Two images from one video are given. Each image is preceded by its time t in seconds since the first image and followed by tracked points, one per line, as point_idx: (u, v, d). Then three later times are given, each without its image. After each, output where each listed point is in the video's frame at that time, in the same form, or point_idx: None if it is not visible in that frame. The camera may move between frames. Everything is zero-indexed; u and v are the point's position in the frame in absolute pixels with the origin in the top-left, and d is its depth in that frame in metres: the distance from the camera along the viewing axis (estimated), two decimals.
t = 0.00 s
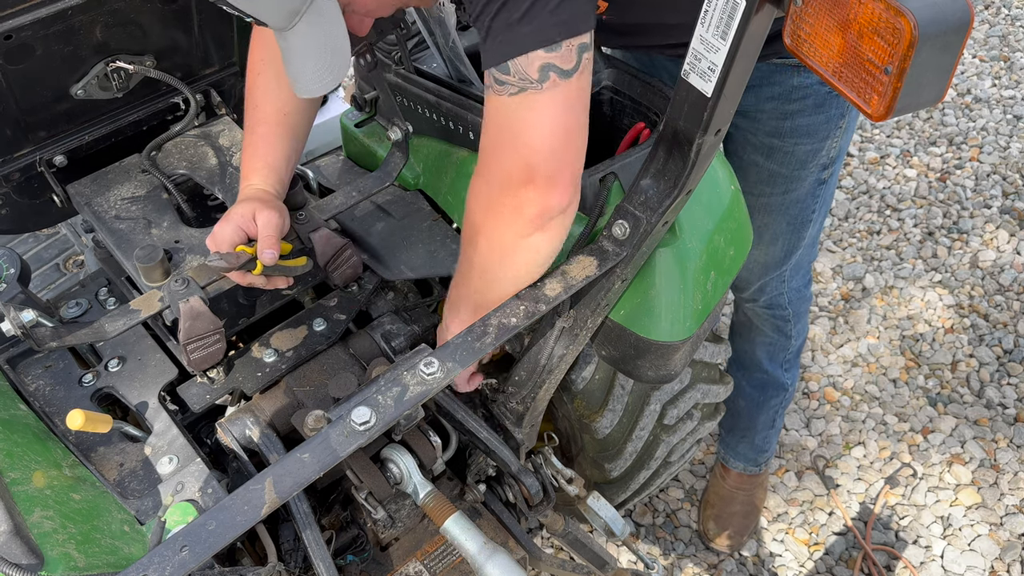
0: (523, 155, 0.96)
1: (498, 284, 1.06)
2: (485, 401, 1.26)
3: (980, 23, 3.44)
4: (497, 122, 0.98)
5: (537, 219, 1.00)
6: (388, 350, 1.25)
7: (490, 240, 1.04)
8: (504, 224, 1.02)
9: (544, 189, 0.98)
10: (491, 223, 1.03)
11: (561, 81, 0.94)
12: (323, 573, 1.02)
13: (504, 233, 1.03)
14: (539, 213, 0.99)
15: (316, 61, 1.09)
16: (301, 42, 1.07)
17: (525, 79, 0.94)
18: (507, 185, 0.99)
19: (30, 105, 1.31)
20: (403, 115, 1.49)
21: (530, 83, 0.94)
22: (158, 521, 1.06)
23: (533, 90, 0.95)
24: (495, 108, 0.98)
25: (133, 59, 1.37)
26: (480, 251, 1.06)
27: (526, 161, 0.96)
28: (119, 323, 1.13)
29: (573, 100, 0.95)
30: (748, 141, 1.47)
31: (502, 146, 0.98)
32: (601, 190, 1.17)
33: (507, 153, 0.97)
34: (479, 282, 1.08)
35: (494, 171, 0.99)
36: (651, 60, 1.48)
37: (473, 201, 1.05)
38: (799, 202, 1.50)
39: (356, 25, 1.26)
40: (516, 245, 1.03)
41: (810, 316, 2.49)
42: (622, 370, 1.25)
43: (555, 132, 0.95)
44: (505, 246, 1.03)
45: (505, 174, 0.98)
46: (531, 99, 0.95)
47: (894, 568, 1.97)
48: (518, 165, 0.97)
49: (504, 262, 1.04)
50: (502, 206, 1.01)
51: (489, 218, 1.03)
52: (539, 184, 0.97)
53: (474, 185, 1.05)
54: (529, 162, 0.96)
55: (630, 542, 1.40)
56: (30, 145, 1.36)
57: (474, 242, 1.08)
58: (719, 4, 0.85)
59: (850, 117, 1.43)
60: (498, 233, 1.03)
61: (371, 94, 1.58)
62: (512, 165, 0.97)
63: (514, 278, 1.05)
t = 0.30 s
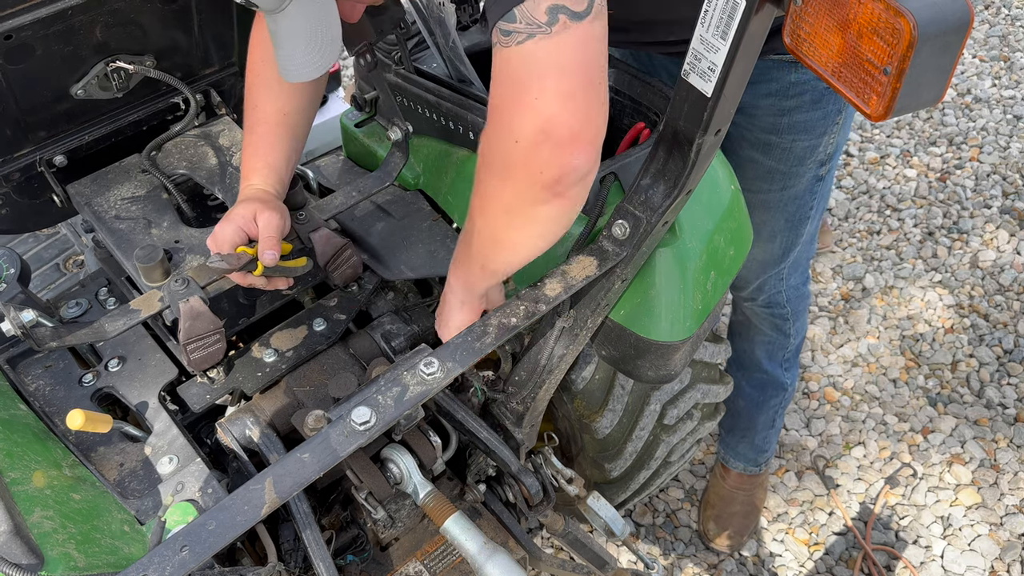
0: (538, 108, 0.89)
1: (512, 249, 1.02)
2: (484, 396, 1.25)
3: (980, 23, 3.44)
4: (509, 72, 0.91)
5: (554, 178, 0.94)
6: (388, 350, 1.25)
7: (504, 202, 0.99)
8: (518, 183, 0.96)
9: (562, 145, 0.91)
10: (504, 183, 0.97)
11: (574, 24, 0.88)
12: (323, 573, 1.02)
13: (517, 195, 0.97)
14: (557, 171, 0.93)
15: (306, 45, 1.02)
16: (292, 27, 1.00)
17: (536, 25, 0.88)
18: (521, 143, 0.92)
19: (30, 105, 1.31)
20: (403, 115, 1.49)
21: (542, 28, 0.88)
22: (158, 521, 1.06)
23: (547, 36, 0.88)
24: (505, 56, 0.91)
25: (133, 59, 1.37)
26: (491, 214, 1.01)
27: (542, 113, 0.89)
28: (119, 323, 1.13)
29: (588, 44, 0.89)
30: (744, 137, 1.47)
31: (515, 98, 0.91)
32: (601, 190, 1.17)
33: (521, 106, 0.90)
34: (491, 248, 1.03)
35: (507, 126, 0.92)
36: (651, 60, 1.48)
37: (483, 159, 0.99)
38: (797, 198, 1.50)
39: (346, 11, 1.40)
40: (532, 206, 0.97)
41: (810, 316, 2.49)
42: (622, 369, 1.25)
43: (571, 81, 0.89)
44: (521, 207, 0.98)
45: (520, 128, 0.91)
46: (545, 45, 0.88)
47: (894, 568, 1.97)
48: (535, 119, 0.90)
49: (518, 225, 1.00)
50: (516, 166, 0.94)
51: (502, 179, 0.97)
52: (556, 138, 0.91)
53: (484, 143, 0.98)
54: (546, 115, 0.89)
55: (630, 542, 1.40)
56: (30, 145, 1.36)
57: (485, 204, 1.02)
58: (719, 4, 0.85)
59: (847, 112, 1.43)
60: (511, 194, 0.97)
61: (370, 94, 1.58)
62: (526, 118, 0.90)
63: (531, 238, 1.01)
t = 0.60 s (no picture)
0: (556, 96, 0.89)
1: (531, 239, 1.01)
2: (483, 394, 1.26)
3: (980, 23, 3.44)
4: (523, 63, 0.91)
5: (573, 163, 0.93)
6: (388, 350, 1.25)
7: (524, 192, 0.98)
8: (539, 171, 0.95)
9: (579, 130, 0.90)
10: (523, 175, 0.96)
11: (587, 11, 0.88)
12: (323, 573, 1.02)
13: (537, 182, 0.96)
14: (577, 160, 0.93)
15: (305, 37, 1.01)
16: (290, 20, 1.00)
17: (548, 12, 0.88)
18: (538, 130, 0.92)
19: (30, 105, 1.31)
20: (403, 115, 1.49)
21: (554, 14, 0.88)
22: (158, 521, 1.06)
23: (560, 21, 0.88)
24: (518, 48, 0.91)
25: (134, 59, 1.37)
26: (512, 207, 1.00)
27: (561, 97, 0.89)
28: (118, 323, 1.13)
29: (601, 31, 0.89)
30: (743, 137, 1.47)
31: (531, 86, 0.90)
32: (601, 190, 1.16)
33: (537, 92, 0.90)
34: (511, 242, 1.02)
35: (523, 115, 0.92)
36: (651, 59, 1.48)
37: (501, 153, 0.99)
38: (795, 197, 1.50)
39: (344, 9, 1.44)
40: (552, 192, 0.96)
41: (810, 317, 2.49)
42: (621, 370, 1.25)
43: (588, 63, 0.89)
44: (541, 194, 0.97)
45: (537, 114, 0.91)
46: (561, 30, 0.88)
47: (894, 568, 1.97)
48: (553, 102, 0.89)
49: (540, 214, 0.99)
50: (535, 155, 0.93)
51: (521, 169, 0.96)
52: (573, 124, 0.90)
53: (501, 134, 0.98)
54: (560, 99, 0.89)
55: (630, 542, 1.40)
56: (30, 145, 1.36)
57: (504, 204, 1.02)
58: (719, 4, 0.85)
59: (845, 111, 1.42)
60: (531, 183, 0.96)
61: (370, 94, 1.58)
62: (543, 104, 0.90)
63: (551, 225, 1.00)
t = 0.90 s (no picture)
0: (577, 81, 0.89)
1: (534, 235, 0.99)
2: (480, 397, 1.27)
3: (980, 23, 3.44)
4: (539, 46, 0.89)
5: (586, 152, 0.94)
6: (388, 350, 1.25)
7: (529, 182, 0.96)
8: (548, 159, 0.94)
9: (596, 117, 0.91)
10: (530, 162, 0.95)
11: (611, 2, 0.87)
12: (323, 573, 1.02)
13: (546, 173, 0.95)
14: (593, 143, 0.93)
15: None
16: None
17: (576, 2, 0.86)
18: (553, 117, 0.91)
19: (30, 105, 1.31)
20: (403, 114, 1.49)
21: (581, 5, 0.86)
22: (158, 521, 1.06)
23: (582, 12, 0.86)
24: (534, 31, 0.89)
25: (133, 58, 1.37)
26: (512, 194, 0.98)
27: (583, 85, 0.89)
28: (118, 322, 1.13)
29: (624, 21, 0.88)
30: (749, 128, 1.47)
31: (549, 72, 0.89)
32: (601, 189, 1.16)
33: (558, 79, 0.89)
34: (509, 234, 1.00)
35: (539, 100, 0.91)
36: (652, 58, 1.48)
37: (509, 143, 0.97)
38: (800, 189, 1.50)
39: None
40: (560, 186, 0.95)
41: (810, 316, 2.50)
42: (621, 370, 1.25)
43: (609, 55, 0.88)
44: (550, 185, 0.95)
45: (554, 102, 0.90)
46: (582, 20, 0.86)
47: (894, 568, 1.97)
48: (574, 90, 0.89)
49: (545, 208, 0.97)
50: (552, 142, 0.93)
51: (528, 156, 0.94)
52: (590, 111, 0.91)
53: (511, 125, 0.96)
54: (582, 88, 0.89)
55: (630, 542, 1.40)
56: (29, 145, 1.36)
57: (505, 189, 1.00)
58: (719, 4, 0.85)
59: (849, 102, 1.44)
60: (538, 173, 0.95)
61: (370, 94, 1.58)
62: (562, 91, 0.89)
63: (554, 221, 0.98)
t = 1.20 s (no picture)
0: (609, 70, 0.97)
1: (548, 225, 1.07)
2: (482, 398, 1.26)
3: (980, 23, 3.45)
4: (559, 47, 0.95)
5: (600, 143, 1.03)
6: (388, 350, 1.25)
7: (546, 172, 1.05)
8: (565, 152, 1.03)
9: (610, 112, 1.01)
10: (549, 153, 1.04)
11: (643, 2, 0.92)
12: (323, 573, 1.01)
13: (564, 164, 1.04)
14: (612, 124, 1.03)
15: None
16: None
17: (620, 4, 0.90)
18: (585, 105, 0.99)
19: (29, 105, 1.31)
20: (403, 114, 1.49)
21: (625, 6, 0.90)
22: (158, 521, 1.06)
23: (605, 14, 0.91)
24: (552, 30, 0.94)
25: (133, 58, 1.37)
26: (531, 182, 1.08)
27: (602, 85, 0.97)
28: (117, 322, 1.13)
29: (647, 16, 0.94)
30: (749, 125, 1.47)
31: (570, 72, 0.97)
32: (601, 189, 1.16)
33: (578, 80, 0.97)
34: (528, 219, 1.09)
35: (560, 97, 0.99)
36: (652, 57, 1.48)
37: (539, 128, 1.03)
38: (801, 185, 1.50)
39: None
40: (575, 177, 1.05)
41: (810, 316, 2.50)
42: (621, 369, 1.25)
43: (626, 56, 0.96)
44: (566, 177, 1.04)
45: (575, 100, 0.98)
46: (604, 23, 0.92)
47: (894, 568, 1.97)
48: (595, 91, 0.97)
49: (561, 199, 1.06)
50: (582, 127, 1.01)
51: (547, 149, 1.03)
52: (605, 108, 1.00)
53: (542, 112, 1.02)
54: (601, 86, 0.98)
55: (630, 542, 1.40)
56: (29, 145, 1.36)
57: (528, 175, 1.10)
58: (718, 4, 0.84)
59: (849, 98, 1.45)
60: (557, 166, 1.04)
61: (370, 94, 1.58)
62: (582, 91, 0.97)
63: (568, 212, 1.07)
